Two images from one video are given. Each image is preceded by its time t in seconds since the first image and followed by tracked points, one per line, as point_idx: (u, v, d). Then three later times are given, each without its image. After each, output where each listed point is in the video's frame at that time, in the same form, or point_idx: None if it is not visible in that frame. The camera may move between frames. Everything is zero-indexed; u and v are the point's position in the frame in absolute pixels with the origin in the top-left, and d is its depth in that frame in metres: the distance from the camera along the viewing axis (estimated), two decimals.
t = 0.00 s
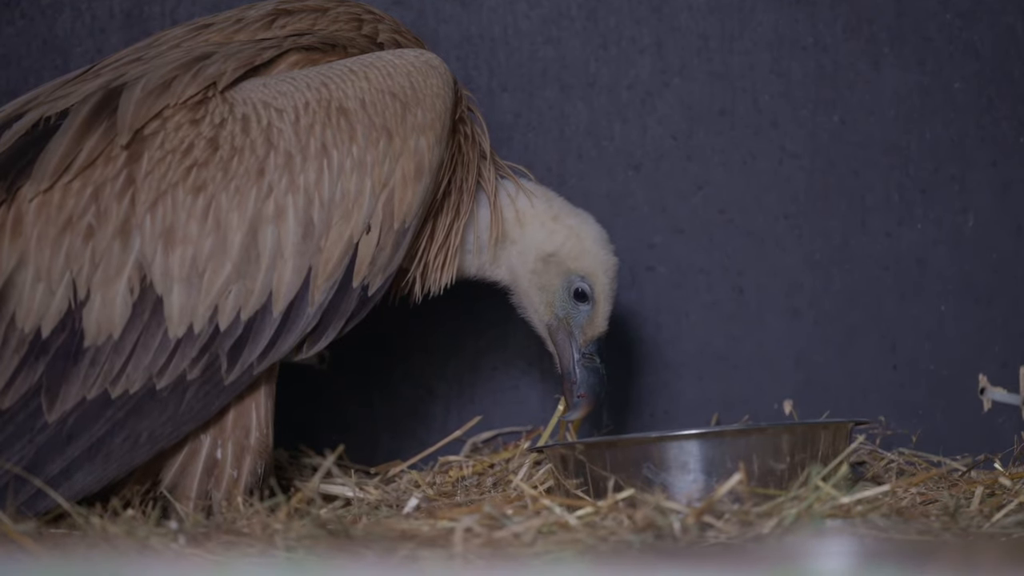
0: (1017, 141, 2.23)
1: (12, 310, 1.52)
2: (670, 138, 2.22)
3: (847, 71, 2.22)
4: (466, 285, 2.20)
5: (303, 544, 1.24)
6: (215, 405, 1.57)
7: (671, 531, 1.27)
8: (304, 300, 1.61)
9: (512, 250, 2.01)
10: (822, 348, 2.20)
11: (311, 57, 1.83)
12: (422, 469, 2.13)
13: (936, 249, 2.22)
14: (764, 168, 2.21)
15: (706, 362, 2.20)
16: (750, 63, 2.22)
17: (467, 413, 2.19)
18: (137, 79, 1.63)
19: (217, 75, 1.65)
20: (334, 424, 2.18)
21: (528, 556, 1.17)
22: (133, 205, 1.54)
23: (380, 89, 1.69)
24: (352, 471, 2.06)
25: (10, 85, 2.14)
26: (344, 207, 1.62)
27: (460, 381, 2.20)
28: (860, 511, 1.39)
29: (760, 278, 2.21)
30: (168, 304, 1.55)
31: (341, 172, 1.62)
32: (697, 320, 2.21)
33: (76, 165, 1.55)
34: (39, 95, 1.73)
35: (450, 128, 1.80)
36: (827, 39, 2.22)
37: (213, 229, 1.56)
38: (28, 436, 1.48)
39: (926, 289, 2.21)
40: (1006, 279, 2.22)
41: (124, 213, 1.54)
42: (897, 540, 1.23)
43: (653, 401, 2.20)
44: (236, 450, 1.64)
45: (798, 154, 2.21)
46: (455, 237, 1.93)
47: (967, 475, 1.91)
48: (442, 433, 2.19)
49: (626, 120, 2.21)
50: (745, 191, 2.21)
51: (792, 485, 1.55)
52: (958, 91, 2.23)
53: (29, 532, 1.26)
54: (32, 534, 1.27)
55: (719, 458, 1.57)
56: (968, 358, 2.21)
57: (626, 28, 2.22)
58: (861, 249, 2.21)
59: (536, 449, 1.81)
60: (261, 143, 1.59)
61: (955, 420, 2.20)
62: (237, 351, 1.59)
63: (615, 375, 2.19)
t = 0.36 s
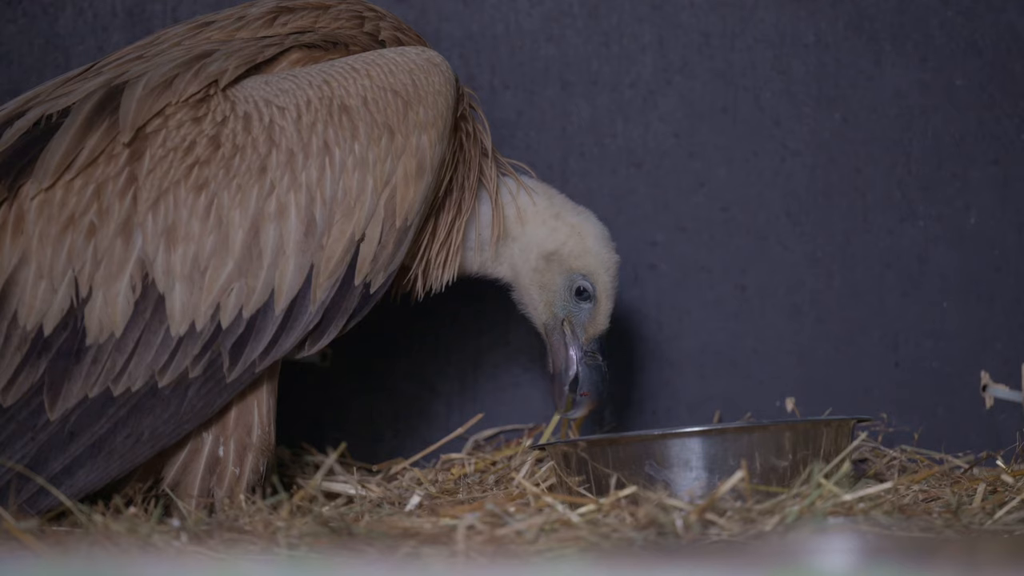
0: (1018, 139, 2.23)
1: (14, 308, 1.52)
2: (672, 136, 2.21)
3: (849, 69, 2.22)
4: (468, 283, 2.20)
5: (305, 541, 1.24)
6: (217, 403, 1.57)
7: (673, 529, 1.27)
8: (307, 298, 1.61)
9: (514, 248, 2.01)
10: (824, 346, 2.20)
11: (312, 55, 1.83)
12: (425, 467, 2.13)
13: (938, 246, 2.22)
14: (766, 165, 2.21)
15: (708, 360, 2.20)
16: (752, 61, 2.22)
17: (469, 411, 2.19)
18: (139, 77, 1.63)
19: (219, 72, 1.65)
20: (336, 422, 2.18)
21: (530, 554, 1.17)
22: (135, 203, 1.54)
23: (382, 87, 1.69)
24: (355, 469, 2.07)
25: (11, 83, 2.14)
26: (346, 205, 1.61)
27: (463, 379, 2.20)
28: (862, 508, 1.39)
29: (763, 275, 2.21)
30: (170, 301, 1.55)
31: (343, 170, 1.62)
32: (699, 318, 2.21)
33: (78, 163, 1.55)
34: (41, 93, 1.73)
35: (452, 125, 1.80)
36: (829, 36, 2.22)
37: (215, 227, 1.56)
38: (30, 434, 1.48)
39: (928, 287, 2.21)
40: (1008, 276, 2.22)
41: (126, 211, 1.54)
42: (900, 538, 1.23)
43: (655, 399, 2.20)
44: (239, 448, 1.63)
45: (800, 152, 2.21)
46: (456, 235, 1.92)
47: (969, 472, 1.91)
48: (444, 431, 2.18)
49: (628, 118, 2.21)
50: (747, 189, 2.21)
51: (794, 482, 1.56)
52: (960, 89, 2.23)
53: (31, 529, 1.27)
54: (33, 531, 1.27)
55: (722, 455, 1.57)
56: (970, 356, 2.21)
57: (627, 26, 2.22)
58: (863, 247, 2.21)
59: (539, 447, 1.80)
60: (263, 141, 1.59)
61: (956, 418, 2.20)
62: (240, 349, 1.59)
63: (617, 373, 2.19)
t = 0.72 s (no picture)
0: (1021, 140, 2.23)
1: (17, 311, 1.52)
2: (675, 138, 2.21)
3: (852, 71, 2.22)
4: (472, 285, 2.20)
5: (308, 545, 1.24)
6: (220, 406, 1.57)
7: (676, 531, 1.26)
8: (310, 300, 1.61)
9: (517, 249, 2.01)
10: (827, 348, 2.20)
11: (315, 58, 1.83)
12: (427, 469, 2.14)
13: (941, 248, 2.21)
14: (769, 167, 2.21)
15: (711, 362, 2.20)
16: (755, 63, 2.22)
17: (472, 414, 2.19)
18: (142, 80, 1.63)
19: (222, 75, 1.65)
20: (339, 424, 2.18)
21: (534, 557, 1.17)
22: (138, 206, 1.54)
23: (385, 89, 1.69)
24: (358, 472, 2.07)
25: (14, 86, 2.14)
26: (349, 207, 1.61)
27: (466, 381, 2.20)
28: (865, 511, 1.39)
29: (765, 277, 2.21)
30: (173, 304, 1.55)
31: (346, 172, 1.62)
32: (701, 320, 2.21)
33: (81, 166, 1.54)
34: (43, 96, 1.73)
35: (455, 128, 1.80)
36: (832, 38, 2.22)
37: (218, 230, 1.56)
38: (33, 437, 1.48)
39: (931, 288, 2.21)
40: (1011, 278, 2.22)
41: (129, 214, 1.54)
42: (903, 540, 1.23)
43: (657, 401, 2.20)
44: (242, 451, 1.64)
45: (803, 153, 2.21)
46: (459, 237, 1.92)
47: (971, 474, 1.91)
48: (447, 433, 2.18)
49: (631, 120, 2.21)
50: (750, 191, 2.21)
51: (797, 485, 1.56)
52: (963, 90, 2.23)
53: (35, 532, 1.26)
54: (37, 534, 1.27)
55: (725, 458, 1.57)
56: (973, 357, 2.21)
57: (630, 27, 2.22)
58: (866, 248, 2.21)
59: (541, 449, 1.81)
60: (266, 144, 1.59)
61: (959, 420, 2.20)
62: (243, 352, 1.59)
63: (620, 375, 2.19)
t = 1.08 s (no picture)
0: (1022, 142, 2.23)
1: (18, 314, 1.52)
2: (676, 141, 2.22)
3: (853, 73, 2.22)
4: (473, 288, 2.21)
5: (309, 547, 1.24)
6: (221, 408, 1.57)
7: (677, 534, 1.26)
8: (310, 303, 1.61)
9: (516, 253, 2.00)
10: (828, 350, 2.20)
11: (316, 60, 1.83)
12: (428, 472, 2.13)
13: (941, 250, 2.22)
14: (770, 169, 2.21)
15: (712, 364, 2.20)
16: (756, 65, 2.22)
17: (473, 416, 2.19)
18: (142, 83, 1.63)
19: (223, 77, 1.65)
20: (339, 427, 2.18)
21: (535, 559, 1.17)
22: (139, 208, 1.54)
23: (385, 92, 1.69)
24: (359, 474, 2.07)
25: (15, 89, 2.14)
26: (350, 210, 1.62)
27: (466, 384, 2.20)
28: (866, 513, 1.39)
29: (766, 280, 2.21)
30: (175, 307, 1.55)
31: (347, 175, 1.62)
32: (702, 322, 2.21)
33: (82, 169, 1.54)
34: (44, 99, 1.73)
35: (455, 131, 1.80)
36: (832, 40, 2.22)
37: (219, 232, 1.56)
38: (34, 440, 1.48)
39: (932, 291, 2.21)
40: (1012, 280, 2.22)
41: (130, 217, 1.54)
42: (904, 542, 1.23)
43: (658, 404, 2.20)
44: (243, 454, 1.64)
45: (803, 156, 2.21)
46: (458, 241, 1.92)
47: (972, 476, 1.91)
48: (448, 436, 2.18)
49: (632, 122, 2.22)
50: (751, 194, 2.21)
51: (798, 487, 1.56)
52: (963, 93, 2.23)
53: (35, 535, 1.26)
54: (38, 537, 1.27)
55: (726, 460, 1.56)
56: (974, 360, 2.20)
57: (631, 30, 2.22)
58: (866, 251, 2.21)
59: (542, 452, 1.81)
60: (267, 146, 1.59)
61: (960, 422, 2.20)
62: (243, 356, 1.59)
63: (621, 377, 2.19)
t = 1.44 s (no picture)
0: None
1: (21, 317, 1.52)
2: (678, 144, 2.22)
3: (855, 76, 2.22)
4: (475, 291, 2.20)
5: (312, 550, 1.24)
6: (224, 411, 1.57)
7: (679, 537, 1.26)
8: (313, 306, 1.61)
9: (518, 257, 2.01)
10: (830, 352, 2.20)
11: (317, 63, 1.84)
12: (431, 475, 2.14)
13: (943, 253, 2.22)
14: (772, 172, 2.21)
15: (714, 367, 2.20)
16: (758, 68, 2.22)
17: (476, 420, 2.19)
18: (145, 87, 1.63)
19: (225, 80, 1.65)
20: (342, 430, 2.18)
21: (537, 562, 1.17)
22: (141, 211, 1.54)
23: (387, 95, 1.70)
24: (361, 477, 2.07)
25: (17, 92, 2.15)
26: (352, 213, 1.62)
27: (469, 387, 2.20)
28: (869, 516, 1.39)
29: (769, 283, 2.21)
30: (177, 310, 1.55)
31: (349, 178, 1.62)
32: (705, 325, 2.21)
33: (85, 172, 1.55)
34: (46, 103, 1.73)
35: (457, 134, 1.80)
36: (834, 43, 2.22)
37: (221, 236, 1.56)
38: (37, 444, 1.48)
39: (934, 293, 2.21)
40: (1014, 283, 2.22)
41: (132, 220, 1.54)
42: (906, 545, 1.23)
43: (661, 406, 2.20)
44: (246, 456, 1.64)
45: (806, 159, 2.21)
46: (460, 244, 1.92)
47: (975, 479, 1.91)
48: (450, 439, 2.18)
49: (634, 125, 2.22)
50: (753, 197, 2.21)
51: (800, 490, 1.55)
52: (965, 96, 2.23)
53: (38, 538, 1.26)
54: (40, 540, 1.27)
55: (729, 462, 1.56)
56: (977, 362, 2.20)
57: (633, 33, 2.22)
58: (869, 253, 2.21)
59: (544, 455, 1.81)
60: (269, 149, 1.59)
61: (963, 424, 2.20)
62: (246, 359, 1.59)
63: (624, 380, 2.20)
